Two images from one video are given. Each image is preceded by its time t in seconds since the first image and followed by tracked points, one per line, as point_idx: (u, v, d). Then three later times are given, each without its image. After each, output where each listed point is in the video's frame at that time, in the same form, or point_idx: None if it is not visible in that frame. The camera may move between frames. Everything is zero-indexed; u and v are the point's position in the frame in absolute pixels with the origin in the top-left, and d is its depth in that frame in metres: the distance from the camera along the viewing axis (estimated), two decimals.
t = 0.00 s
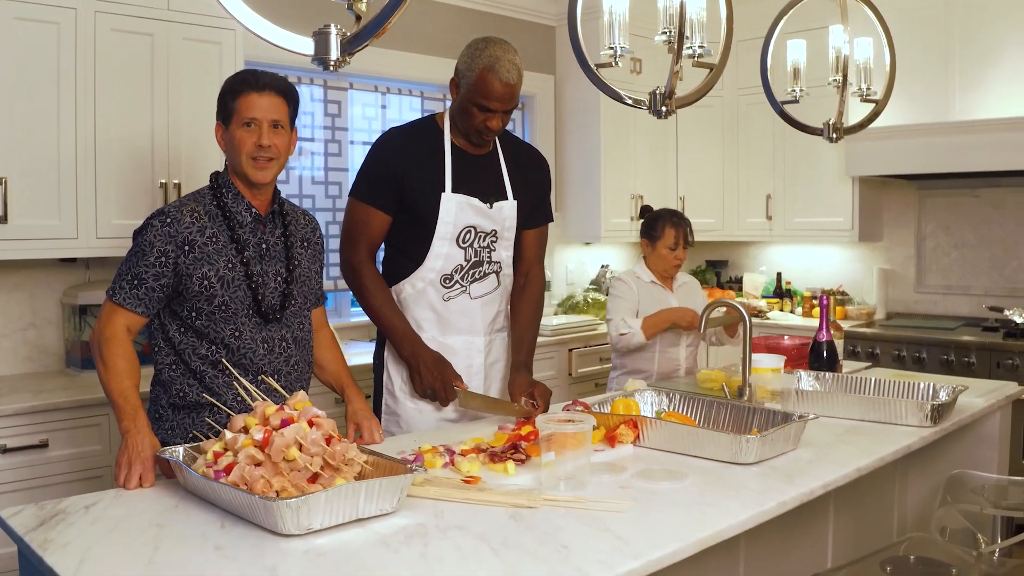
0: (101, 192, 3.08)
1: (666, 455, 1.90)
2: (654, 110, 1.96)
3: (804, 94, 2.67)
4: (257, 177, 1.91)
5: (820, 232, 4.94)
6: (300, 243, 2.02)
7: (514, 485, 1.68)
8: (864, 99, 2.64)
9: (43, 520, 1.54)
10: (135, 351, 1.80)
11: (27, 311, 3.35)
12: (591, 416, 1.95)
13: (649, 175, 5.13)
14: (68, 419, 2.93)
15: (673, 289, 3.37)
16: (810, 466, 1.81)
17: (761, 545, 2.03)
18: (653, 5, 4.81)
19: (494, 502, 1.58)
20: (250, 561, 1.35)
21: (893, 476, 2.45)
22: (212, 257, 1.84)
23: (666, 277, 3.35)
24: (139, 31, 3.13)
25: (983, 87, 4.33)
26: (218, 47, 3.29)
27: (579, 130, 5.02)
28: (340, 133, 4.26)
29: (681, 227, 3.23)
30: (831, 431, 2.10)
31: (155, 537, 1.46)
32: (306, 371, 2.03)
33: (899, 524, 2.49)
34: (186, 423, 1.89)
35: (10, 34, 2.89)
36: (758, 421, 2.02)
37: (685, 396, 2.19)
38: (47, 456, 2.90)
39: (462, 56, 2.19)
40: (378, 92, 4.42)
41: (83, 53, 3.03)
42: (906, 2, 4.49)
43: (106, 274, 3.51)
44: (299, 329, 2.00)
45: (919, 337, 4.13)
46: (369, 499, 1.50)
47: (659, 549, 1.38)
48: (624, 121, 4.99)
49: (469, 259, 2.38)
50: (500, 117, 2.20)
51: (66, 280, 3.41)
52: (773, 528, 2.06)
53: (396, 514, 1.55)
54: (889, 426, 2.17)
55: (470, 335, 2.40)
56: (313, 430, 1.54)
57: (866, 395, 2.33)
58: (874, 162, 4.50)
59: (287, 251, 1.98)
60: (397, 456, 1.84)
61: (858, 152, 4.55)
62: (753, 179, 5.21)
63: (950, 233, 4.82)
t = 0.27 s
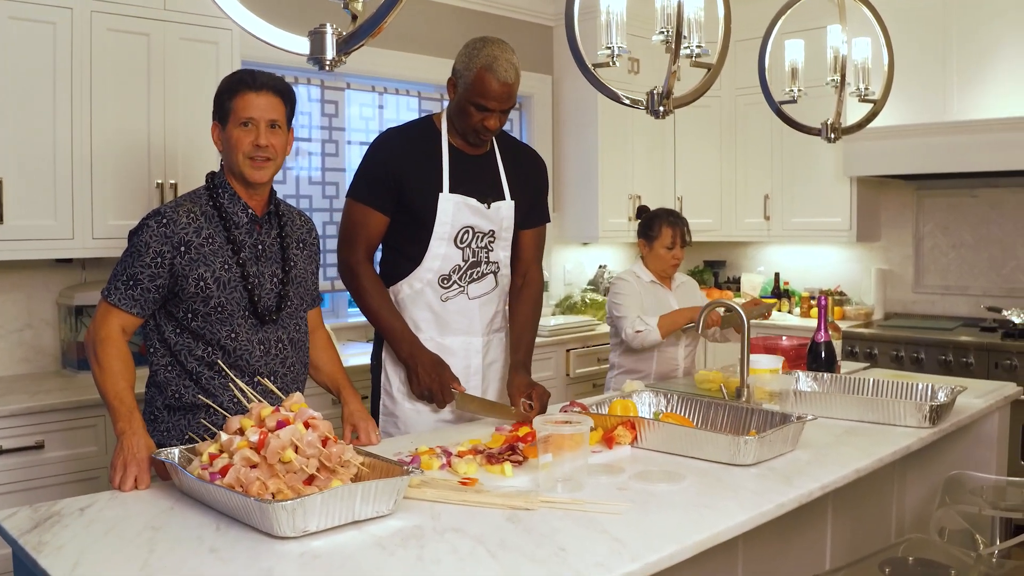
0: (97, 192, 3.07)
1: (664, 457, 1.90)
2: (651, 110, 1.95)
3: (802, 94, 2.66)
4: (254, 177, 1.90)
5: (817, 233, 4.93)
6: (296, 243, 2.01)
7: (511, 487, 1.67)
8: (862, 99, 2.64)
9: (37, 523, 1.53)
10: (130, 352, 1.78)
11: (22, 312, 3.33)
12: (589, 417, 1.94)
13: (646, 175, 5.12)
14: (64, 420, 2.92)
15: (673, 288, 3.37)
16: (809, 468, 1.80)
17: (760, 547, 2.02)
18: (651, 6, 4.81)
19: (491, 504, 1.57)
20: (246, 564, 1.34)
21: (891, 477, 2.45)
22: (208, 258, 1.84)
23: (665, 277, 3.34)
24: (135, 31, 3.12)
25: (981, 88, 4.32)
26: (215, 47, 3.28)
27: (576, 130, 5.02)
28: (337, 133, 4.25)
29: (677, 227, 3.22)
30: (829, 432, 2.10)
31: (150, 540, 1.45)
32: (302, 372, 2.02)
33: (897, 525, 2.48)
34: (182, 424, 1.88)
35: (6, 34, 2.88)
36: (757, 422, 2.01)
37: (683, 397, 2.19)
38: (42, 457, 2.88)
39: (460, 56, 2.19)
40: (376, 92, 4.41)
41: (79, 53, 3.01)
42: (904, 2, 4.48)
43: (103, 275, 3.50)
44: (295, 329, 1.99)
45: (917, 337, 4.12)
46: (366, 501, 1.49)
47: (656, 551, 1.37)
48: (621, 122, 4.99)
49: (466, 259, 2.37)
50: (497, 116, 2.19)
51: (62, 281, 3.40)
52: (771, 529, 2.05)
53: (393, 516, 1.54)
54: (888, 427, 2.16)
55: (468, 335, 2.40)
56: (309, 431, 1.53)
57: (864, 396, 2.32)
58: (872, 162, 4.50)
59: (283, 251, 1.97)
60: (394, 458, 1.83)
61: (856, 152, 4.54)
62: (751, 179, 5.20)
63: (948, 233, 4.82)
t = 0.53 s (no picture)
0: (93, 192, 3.06)
1: (663, 458, 1.88)
2: (651, 109, 1.94)
3: (802, 93, 2.65)
4: (252, 177, 1.89)
5: (816, 233, 4.92)
6: (293, 244, 2.00)
7: (509, 489, 1.65)
8: (862, 99, 2.63)
9: (32, 526, 1.52)
10: (126, 353, 1.77)
11: (18, 313, 3.32)
12: (588, 419, 1.93)
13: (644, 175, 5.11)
14: (60, 421, 2.90)
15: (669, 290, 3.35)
16: (809, 469, 1.79)
17: (759, 549, 2.01)
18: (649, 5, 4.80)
19: (489, 507, 1.56)
20: (241, 568, 1.33)
21: (891, 479, 2.44)
22: (206, 258, 1.82)
23: (660, 278, 3.33)
24: (131, 30, 3.10)
25: (980, 87, 4.31)
26: (212, 47, 3.27)
27: (575, 130, 5.01)
28: (334, 133, 4.23)
29: (674, 227, 3.21)
30: (829, 434, 2.08)
31: (145, 543, 1.44)
32: (298, 374, 2.01)
33: (897, 527, 2.47)
34: (177, 426, 1.86)
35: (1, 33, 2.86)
36: (756, 423, 2.00)
37: (683, 398, 2.18)
38: (39, 459, 2.87)
39: (458, 55, 2.17)
40: (374, 92, 4.40)
41: (75, 52, 3.00)
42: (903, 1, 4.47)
43: (99, 275, 3.48)
44: (291, 330, 1.98)
45: (916, 337, 4.12)
46: (362, 504, 1.47)
47: (656, 555, 1.36)
48: (620, 122, 4.98)
49: (464, 259, 2.36)
50: (495, 116, 2.18)
51: (58, 281, 3.39)
52: (771, 532, 2.04)
53: (390, 519, 1.53)
54: (888, 429, 2.15)
55: (465, 336, 2.38)
56: (305, 433, 1.52)
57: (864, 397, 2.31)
58: (871, 162, 4.49)
59: (280, 252, 1.96)
60: (391, 460, 1.82)
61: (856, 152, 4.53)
62: (749, 179, 5.19)
63: (947, 233, 4.81)
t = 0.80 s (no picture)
0: (91, 192, 3.05)
1: (664, 459, 1.87)
2: (650, 108, 1.93)
3: (802, 92, 2.63)
4: (250, 179, 1.88)
5: (816, 233, 4.91)
6: (289, 245, 1.99)
7: (508, 490, 1.64)
8: (862, 98, 2.61)
9: (27, 528, 1.51)
10: (121, 354, 1.76)
11: (16, 313, 3.31)
12: (587, 419, 1.92)
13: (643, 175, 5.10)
14: (57, 422, 2.89)
15: (658, 293, 3.34)
16: (809, 470, 1.78)
17: (759, 550, 2.00)
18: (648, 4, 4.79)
19: (487, 508, 1.55)
20: (238, 571, 1.32)
21: (891, 480, 2.43)
22: (202, 258, 1.81)
23: (651, 279, 3.32)
24: (128, 29, 3.09)
25: (980, 87, 4.30)
26: (209, 46, 3.26)
27: (574, 129, 4.99)
28: (333, 133, 4.22)
29: (663, 225, 3.20)
30: (830, 435, 2.08)
31: (141, 545, 1.43)
32: (294, 374, 2.00)
33: (898, 527, 2.46)
34: (172, 427, 1.85)
35: None
36: (756, 424, 1.99)
37: (682, 399, 2.17)
38: (36, 460, 2.86)
39: (455, 53, 2.17)
40: (372, 92, 4.39)
41: (72, 51, 2.99)
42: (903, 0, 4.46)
43: (97, 275, 3.47)
44: (287, 331, 1.97)
45: (916, 337, 4.11)
46: (360, 506, 1.46)
47: (656, 556, 1.35)
48: (619, 121, 4.97)
49: (463, 259, 2.35)
50: (493, 114, 2.17)
51: (56, 281, 3.37)
52: (771, 533, 2.03)
53: (387, 521, 1.52)
54: (888, 429, 2.14)
55: (464, 335, 2.37)
56: (302, 434, 1.51)
57: (864, 397, 2.30)
58: (871, 162, 4.48)
59: (276, 253, 1.95)
60: (390, 461, 1.81)
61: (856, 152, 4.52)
62: (749, 179, 5.18)
63: (947, 233, 4.80)
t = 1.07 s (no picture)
0: (88, 193, 3.03)
1: (664, 461, 1.86)
2: (650, 108, 1.92)
3: (802, 92, 2.62)
4: (251, 182, 1.86)
5: (815, 233, 4.90)
6: (286, 243, 1.98)
7: (507, 493, 1.63)
8: (862, 98, 2.60)
9: (22, 531, 1.50)
10: (117, 354, 1.74)
11: (13, 314, 3.29)
12: (586, 421, 1.91)
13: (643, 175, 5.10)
14: (54, 423, 2.88)
15: (647, 295, 3.32)
16: (810, 472, 1.77)
17: (760, 552, 1.99)
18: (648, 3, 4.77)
19: (485, 511, 1.53)
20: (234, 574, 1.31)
21: (892, 481, 2.42)
22: (198, 257, 1.80)
23: (640, 280, 3.32)
24: (125, 29, 3.08)
25: (981, 86, 4.29)
26: (207, 45, 3.24)
27: (573, 129, 4.98)
28: (331, 132, 4.21)
29: (648, 225, 3.18)
30: (830, 436, 2.07)
31: (137, 548, 1.41)
32: (291, 375, 1.99)
33: (899, 528, 2.45)
34: (169, 428, 1.84)
35: None
36: (756, 425, 1.98)
37: (682, 400, 2.16)
38: (33, 461, 2.84)
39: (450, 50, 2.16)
40: (371, 92, 4.37)
41: (69, 51, 2.97)
42: None
43: (94, 276, 3.46)
44: (284, 330, 1.96)
45: (916, 338, 4.10)
46: (357, 509, 1.45)
47: (656, 560, 1.34)
48: (618, 122, 4.96)
49: (461, 259, 2.34)
50: (489, 109, 2.16)
51: (53, 282, 3.36)
52: (772, 535, 2.02)
53: (385, 523, 1.50)
54: (889, 431, 2.13)
55: (463, 336, 2.36)
56: (299, 437, 1.50)
57: (864, 398, 2.29)
58: (871, 161, 4.47)
59: (273, 251, 1.94)
60: (387, 463, 1.79)
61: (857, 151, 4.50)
62: (749, 178, 5.17)
63: (948, 233, 4.79)
